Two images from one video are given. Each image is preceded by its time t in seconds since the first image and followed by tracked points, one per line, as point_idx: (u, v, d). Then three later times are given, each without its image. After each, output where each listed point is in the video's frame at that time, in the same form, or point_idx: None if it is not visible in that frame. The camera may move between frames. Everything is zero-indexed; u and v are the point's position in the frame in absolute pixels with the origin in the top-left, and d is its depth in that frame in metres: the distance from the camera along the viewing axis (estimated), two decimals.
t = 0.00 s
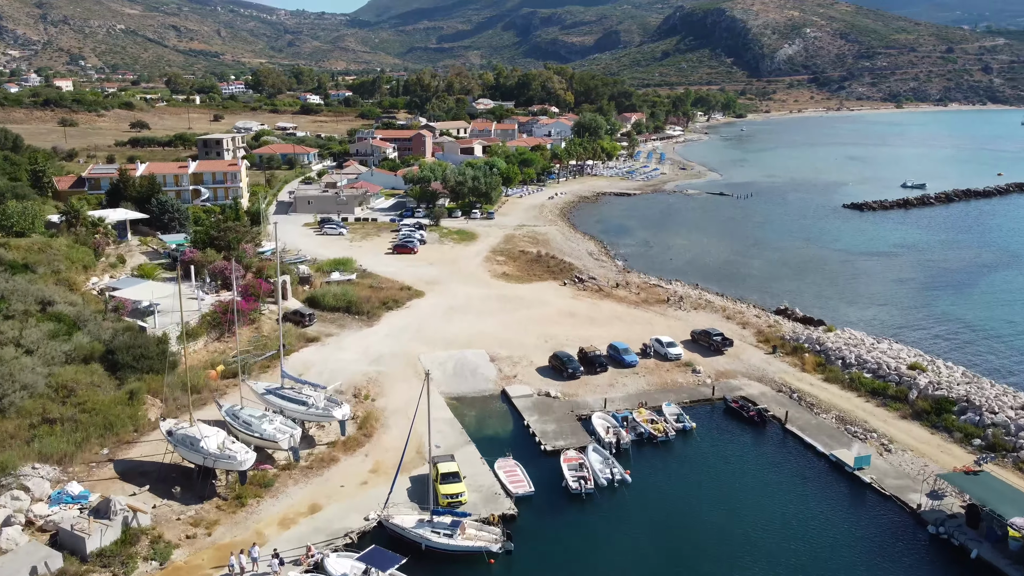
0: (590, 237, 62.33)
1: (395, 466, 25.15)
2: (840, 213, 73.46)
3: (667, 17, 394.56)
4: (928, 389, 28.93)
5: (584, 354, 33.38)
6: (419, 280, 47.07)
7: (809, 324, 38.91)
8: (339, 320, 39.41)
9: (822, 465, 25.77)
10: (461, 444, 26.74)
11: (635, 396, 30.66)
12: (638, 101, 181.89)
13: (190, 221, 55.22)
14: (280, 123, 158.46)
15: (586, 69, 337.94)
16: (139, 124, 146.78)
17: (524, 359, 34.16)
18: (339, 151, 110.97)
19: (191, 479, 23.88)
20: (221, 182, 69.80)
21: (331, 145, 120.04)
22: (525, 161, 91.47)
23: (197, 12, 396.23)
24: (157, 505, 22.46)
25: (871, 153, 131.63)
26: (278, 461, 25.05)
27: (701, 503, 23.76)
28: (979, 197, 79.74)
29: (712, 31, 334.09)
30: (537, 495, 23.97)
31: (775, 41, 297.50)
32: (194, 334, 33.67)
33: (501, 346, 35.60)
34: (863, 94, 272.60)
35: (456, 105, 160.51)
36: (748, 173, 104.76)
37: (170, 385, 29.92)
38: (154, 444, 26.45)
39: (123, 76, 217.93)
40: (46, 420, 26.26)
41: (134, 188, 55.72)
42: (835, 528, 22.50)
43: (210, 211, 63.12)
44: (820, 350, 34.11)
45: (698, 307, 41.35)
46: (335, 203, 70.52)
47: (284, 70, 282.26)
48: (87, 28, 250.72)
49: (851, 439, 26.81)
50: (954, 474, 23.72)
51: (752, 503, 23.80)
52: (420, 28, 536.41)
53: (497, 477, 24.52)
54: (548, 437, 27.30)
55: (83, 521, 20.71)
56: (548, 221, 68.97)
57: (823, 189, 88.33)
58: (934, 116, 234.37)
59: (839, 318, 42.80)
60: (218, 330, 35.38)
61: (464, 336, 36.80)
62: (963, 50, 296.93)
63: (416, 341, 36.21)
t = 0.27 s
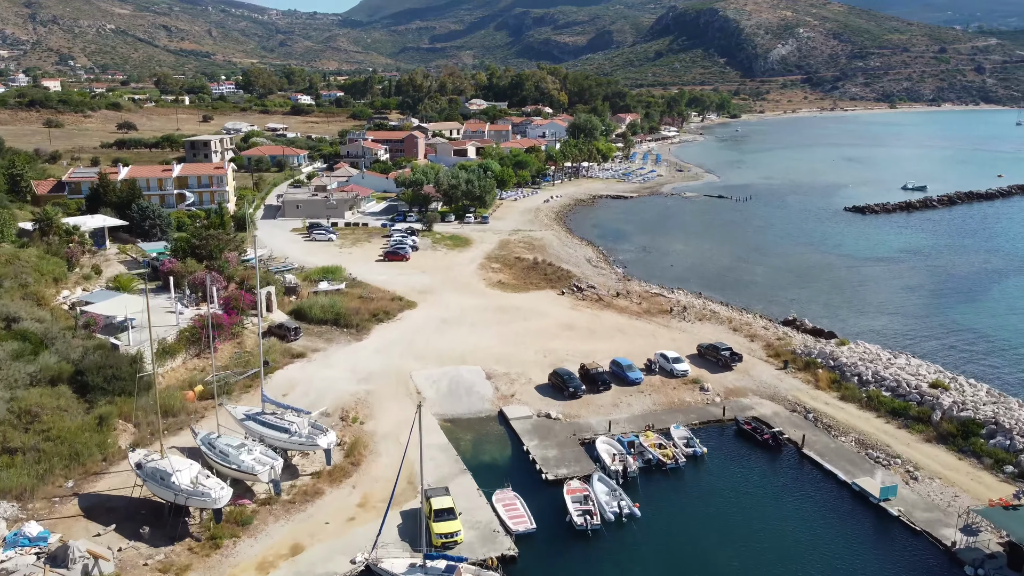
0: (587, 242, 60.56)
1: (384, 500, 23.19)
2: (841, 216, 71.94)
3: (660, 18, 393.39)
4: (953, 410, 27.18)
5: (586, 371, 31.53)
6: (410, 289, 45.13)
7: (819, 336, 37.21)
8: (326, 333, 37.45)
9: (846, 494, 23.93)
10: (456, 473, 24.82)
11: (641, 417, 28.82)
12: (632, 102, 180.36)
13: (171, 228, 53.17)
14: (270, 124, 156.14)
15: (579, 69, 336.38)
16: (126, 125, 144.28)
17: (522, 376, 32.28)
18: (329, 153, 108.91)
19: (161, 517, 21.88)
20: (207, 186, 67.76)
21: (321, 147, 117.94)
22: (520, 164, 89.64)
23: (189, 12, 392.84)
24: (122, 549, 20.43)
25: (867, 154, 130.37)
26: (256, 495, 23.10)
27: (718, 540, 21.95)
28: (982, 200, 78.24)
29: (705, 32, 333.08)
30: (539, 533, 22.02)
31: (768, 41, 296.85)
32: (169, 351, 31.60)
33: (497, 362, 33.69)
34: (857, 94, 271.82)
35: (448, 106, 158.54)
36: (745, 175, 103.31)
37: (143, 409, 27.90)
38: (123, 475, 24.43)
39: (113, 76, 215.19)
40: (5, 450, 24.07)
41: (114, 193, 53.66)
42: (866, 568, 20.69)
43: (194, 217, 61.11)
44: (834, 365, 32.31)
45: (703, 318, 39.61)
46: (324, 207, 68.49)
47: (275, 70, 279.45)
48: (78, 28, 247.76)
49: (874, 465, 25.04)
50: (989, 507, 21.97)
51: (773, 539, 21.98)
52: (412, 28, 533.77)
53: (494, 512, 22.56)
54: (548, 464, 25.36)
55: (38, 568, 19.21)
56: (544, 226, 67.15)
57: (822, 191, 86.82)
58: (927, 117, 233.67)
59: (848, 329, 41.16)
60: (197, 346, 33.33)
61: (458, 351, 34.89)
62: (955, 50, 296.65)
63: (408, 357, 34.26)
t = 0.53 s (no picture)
0: (585, 248, 58.74)
1: (373, 539, 21.26)
2: (843, 219, 70.34)
3: (652, 18, 392.26)
4: (981, 434, 25.42)
5: (588, 391, 29.65)
6: (402, 300, 43.15)
7: (831, 350, 35.46)
8: (313, 349, 35.50)
9: (872, 529, 22.13)
10: (450, 508, 22.88)
11: (648, 442, 26.96)
12: (627, 102, 178.89)
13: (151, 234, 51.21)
14: (260, 125, 153.80)
15: (572, 69, 334.96)
16: (113, 125, 141.79)
17: (520, 396, 30.37)
18: (320, 155, 106.90)
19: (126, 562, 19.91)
20: (192, 191, 65.73)
21: (311, 148, 115.76)
22: (514, 166, 87.76)
23: (179, 11, 389.46)
24: None
25: (865, 155, 129.03)
26: (232, 535, 21.10)
27: None
28: (985, 202, 76.76)
29: (698, 31, 332.09)
30: None
31: (762, 41, 296.09)
32: (144, 371, 29.60)
33: (493, 380, 31.77)
34: (850, 94, 271.14)
35: (441, 107, 156.60)
36: (742, 177, 101.75)
37: (113, 436, 25.87)
38: (87, 512, 22.42)
39: (102, 76, 212.47)
40: None
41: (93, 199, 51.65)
42: None
43: (178, 224, 59.05)
44: (850, 382, 30.55)
45: (708, 331, 37.82)
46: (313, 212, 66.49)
47: (266, 70, 276.78)
48: (67, 27, 244.70)
49: (900, 496, 23.29)
50: None
51: None
52: (404, 28, 531.14)
53: (493, 552, 20.65)
54: (550, 496, 23.45)
55: None
56: (540, 230, 65.30)
57: (822, 194, 85.28)
58: (921, 117, 232.90)
59: (860, 341, 39.46)
60: (175, 364, 31.33)
61: (452, 368, 32.95)
62: (948, 50, 296.25)
63: (399, 375, 32.30)
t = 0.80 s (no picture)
0: (582, 254, 56.90)
1: None
2: (845, 223, 68.78)
3: (645, 18, 391.12)
4: (1015, 463, 23.66)
5: (591, 413, 27.75)
6: (393, 311, 41.12)
7: (845, 365, 33.72)
8: (298, 366, 33.51)
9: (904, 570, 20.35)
10: (445, 548, 20.98)
11: (657, 470, 25.06)
12: (621, 103, 177.34)
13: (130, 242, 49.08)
14: (249, 126, 151.41)
15: (565, 70, 333.39)
16: (99, 126, 139.19)
17: (519, 418, 28.45)
18: (310, 157, 104.77)
19: None
20: (175, 195, 63.58)
21: (301, 150, 113.52)
22: (508, 168, 85.83)
23: (169, 11, 386.03)
24: None
25: (861, 155, 127.64)
26: None
27: None
28: (988, 205, 75.34)
29: (690, 32, 331.01)
30: None
31: (754, 41, 295.35)
32: (115, 393, 27.59)
33: (490, 400, 29.86)
34: (843, 94, 270.36)
35: (433, 107, 154.53)
36: (740, 179, 100.19)
37: (78, 467, 23.85)
38: (45, 557, 20.39)
39: (91, 76, 209.66)
40: None
41: (70, 204, 49.60)
42: None
43: (160, 231, 56.99)
44: (869, 402, 28.79)
45: (714, 344, 36.03)
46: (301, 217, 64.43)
47: (257, 70, 274.00)
48: (56, 27, 241.56)
49: (932, 532, 21.51)
50: None
51: None
52: (395, 28, 528.42)
53: None
54: (554, 535, 21.51)
55: None
56: (535, 235, 63.45)
57: (821, 196, 83.74)
58: (915, 117, 232.08)
59: (873, 352, 37.71)
60: (148, 385, 29.28)
61: (446, 387, 31.03)
62: (940, 50, 295.86)
63: (389, 395, 30.34)
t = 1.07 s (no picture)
0: (580, 261, 55.06)
1: None
2: (847, 226, 67.26)
3: (636, 18, 389.96)
4: None
5: (595, 439, 25.92)
6: (383, 324, 39.21)
7: (859, 381, 32.08)
8: (281, 385, 31.52)
9: None
10: None
11: (667, 501, 23.27)
12: (614, 103, 175.82)
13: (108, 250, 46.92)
14: (238, 127, 148.94)
15: (558, 70, 331.80)
16: (84, 128, 136.50)
17: (517, 443, 26.60)
18: (299, 159, 102.61)
19: None
20: (157, 200, 61.40)
21: (290, 151, 111.38)
22: (502, 170, 83.99)
23: (159, 10, 382.36)
24: None
25: (858, 157, 126.35)
26: None
27: None
28: (990, 208, 73.99)
29: (683, 32, 329.93)
30: None
31: (747, 41, 294.56)
32: (81, 419, 25.54)
33: (487, 424, 27.96)
34: (836, 95, 269.74)
35: (425, 108, 152.47)
36: (736, 181, 98.69)
37: (38, 504, 21.84)
38: None
39: (78, 76, 206.57)
40: None
41: (45, 210, 47.48)
42: None
43: (141, 238, 54.90)
44: (889, 425, 27.06)
45: (722, 360, 34.24)
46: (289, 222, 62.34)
47: (246, 70, 271.13)
48: (44, 27, 238.24)
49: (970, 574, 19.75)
50: None
51: None
52: (386, 28, 525.58)
53: None
54: None
55: None
56: (530, 241, 61.61)
57: (821, 199, 82.25)
58: (908, 117, 231.43)
59: (887, 366, 36.00)
60: (119, 408, 27.25)
61: (440, 408, 29.09)
62: (932, 50, 295.67)
63: (379, 418, 28.38)
